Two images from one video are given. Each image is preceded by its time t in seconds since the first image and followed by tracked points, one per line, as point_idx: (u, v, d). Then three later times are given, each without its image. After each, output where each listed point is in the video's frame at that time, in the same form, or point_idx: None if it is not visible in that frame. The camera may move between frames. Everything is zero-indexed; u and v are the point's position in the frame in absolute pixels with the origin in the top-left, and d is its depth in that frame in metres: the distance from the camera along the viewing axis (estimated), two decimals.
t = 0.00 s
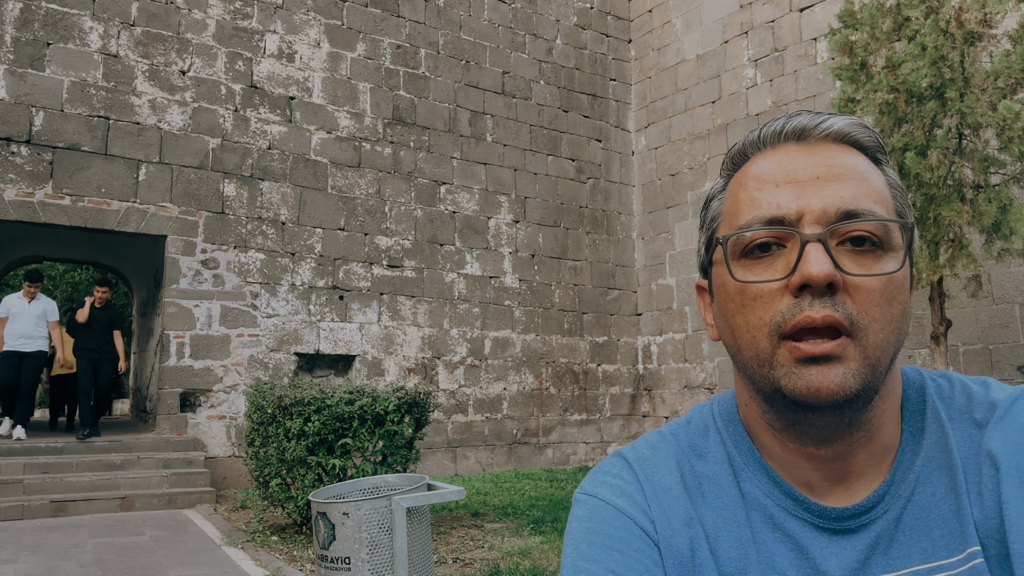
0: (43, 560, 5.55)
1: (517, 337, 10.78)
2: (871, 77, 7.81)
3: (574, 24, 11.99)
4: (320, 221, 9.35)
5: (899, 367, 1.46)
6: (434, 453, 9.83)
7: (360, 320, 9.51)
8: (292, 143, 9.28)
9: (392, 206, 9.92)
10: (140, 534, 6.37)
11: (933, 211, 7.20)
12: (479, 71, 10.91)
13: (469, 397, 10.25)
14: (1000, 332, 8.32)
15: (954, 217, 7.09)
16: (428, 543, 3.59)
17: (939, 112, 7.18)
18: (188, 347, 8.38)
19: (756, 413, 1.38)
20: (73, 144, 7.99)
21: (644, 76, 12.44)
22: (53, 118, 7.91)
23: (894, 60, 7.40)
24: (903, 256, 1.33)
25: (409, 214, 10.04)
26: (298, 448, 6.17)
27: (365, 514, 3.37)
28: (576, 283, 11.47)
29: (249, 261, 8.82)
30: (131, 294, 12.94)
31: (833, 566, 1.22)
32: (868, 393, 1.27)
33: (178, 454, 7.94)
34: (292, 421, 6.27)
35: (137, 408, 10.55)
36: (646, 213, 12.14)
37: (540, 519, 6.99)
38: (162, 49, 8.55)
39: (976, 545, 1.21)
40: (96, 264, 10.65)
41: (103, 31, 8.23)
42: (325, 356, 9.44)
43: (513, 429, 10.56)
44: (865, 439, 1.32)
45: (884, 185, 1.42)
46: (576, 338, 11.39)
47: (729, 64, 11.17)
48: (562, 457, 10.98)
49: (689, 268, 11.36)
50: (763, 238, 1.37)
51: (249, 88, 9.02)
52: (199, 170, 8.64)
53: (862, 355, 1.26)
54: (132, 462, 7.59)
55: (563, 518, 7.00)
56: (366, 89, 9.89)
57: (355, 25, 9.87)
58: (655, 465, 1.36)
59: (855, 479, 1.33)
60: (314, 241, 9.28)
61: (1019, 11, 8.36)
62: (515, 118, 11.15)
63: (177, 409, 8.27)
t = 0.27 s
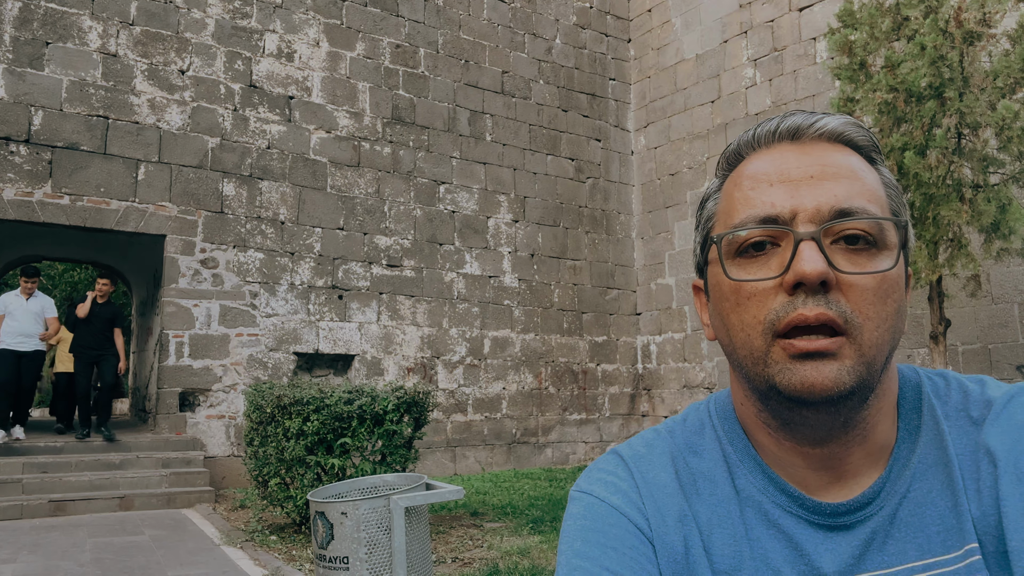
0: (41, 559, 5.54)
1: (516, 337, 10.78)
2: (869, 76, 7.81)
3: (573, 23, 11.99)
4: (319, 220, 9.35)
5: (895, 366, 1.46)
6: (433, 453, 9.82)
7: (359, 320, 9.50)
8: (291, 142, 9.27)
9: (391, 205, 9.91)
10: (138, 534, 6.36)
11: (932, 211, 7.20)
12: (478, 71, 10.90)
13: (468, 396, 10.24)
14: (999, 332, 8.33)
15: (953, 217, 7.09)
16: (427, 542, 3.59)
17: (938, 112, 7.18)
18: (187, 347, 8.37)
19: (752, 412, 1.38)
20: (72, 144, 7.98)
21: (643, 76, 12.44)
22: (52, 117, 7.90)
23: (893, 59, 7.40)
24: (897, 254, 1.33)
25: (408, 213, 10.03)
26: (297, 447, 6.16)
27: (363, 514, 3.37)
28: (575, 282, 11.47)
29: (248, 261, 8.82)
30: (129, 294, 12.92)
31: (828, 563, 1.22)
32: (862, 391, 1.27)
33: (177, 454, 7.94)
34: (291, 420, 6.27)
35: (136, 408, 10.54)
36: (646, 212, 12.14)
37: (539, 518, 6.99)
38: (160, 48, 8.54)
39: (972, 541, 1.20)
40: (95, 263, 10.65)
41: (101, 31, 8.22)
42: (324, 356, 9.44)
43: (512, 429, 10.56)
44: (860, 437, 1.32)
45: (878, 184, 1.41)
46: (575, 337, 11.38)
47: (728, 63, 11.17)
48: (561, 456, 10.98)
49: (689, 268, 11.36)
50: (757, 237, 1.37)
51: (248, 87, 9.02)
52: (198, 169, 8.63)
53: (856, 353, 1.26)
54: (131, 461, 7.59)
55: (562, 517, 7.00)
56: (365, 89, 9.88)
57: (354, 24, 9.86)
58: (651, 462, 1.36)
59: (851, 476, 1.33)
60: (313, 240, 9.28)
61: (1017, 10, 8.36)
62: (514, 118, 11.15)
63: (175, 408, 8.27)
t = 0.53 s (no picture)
0: (42, 559, 5.54)
1: (516, 336, 10.78)
2: (870, 76, 7.80)
3: (574, 23, 11.98)
4: (319, 220, 9.35)
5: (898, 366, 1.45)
6: (434, 453, 9.82)
7: (359, 319, 9.50)
8: (292, 142, 9.27)
9: (391, 205, 9.90)
10: (139, 533, 6.36)
11: (932, 210, 7.19)
12: (478, 70, 10.90)
13: (468, 396, 10.24)
14: (999, 331, 8.33)
15: (953, 217, 7.08)
16: (427, 542, 3.59)
17: (938, 111, 7.17)
18: (187, 346, 8.36)
19: (754, 412, 1.38)
20: (72, 143, 7.97)
21: (644, 75, 12.43)
22: (52, 117, 7.89)
23: (893, 59, 7.39)
24: (900, 253, 1.33)
25: (408, 213, 10.03)
26: (297, 447, 6.16)
27: (364, 513, 3.37)
28: (576, 282, 11.47)
29: (249, 260, 8.82)
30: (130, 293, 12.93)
31: (831, 563, 1.22)
32: (864, 391, 1.26)
33: (177, 454, 7.94)
34: (291, 420, 6.27)
35: (136, 408, 10.54)
36: (646, 211, 12.13)
37: (539, 518, 6.99)
38: (160, 47, 8.54)
39: (977, 541, 1.20)
40: (96, 263, 10.65)
41: (101, 30, 8.21)
42: (324, 355, 9.43)
43: (512, 428, 10.55)
44: (863, 437, 1.32)
45: (880, 183, 1.41)
46: (575, 337, 11.38)
47: (728, 63, 11.16)
48: (561, 456, 10.98)
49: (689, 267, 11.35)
50: (759, 237, 1.36)
51: (248, 86, 9.01)
52: (198, 169, 8.63)
53: (858, 353, 1.25)
54: (131, 461, 7.59)
55: (562, 517, 7.00)
56: (365, 88, 9.88)
57: (355, 24, 9.86)
58: (653, 463, 1.36)
59: (853, 476, 1.33)
60: (314, 239, 9.28)
61: (1018, 10, 8.36)
62: (514, 117, 11.14)
63: (176, 408, 8.27)
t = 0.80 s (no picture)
0: (42, 558, 5.53)
1: (517, 335, 10.76)
2: (871, 75, 7.78)
3: (575, 21, 11.96)
4: (320, 219, 9.33)
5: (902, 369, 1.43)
6: (434, 452, 9.81)
7: (360, 319, 9.49)
8: (292, 141, 9.25)
9: (392, 204, 9.89)
10: (140, 533, 6.35)
11: (934, 209, 7.17)
12: (479, 69, 10.88)
13: (469, 395, 10.22)
14: (1001, 331, 8.31)
15: (955, 216, 7.06)
16: (428, 542, 3.57)
17: (940, 110, 7.15)
18: (188, 346, 8.35)
19: (757, 418, 1.36)
20: (72, 142, 7.96)
21: (645, 74, 12.41)
22: (52, 116, 7.88)
23: (895, 58, 7.38)
24: (905, 257, 1.31)
25: (409, 212, 10.01)
26: (298, 446, 6.14)
27: (365, 514, 3.35)
28: (577, 281, 11.45)
29: (249, 259, 8.80)
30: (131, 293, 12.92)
31: (835, 570, 1.20)
32: (869, 397, 1.25)
33: (178, 453, 7.93)
34: (292, 419, 6.25)
35: (137, 407, 10.54)
36: (647, 211, 12.11)
37: (540, 518, 6.97)
38: (161, 46, 8.52)
39: (982, 548, 1.18)
40: (96, 262, 10.64)
41: (102, 29, 8.20)
42: (325, 355, 9.42)
43: (513, 427, 10.54)
44: (867, 443, 1.30)
45: (885, 186, 1.39)
46: (576, 336, 11.37)
47: (730, 62, 11.14)
48: (562, 455, 10.97)
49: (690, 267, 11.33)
50: (762, 241, 1.35)
51: (248, 85, 9.00)
52: (199, 168, 8.61)
53: (863, 358, 1.24)
54: (132, 460, 7.59)
55: (563, 516, 6.99)
56: (366, 87, 9.86)
57: (356, 23, 9.84)
58: (655, 468, 1.34)
59: (858, 483, 1.31)
60: (314, 239, 9.26)
61: (1020, 8, 8.33)
62: (515, 116, 11.12)
63: (176, 407, 8.25)
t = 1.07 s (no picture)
0: (43, 557, 5.53)
1: (518, 334, 10.75)
2: (873, 74, 7.76)
3: (576, 20, 11.94)
4: (320, 218, 9.32)
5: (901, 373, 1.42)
6: (435, 451, 9.81)
7: (361, 318, 9.48)
8: (293, 140, 9.24)
9: (393, 203, 9.88)
10: (141, 532, 6.35)
11: (936, 208, 7.15)
12: (480, 68, 10.86)
13: (469, 394, 10.21)
14: (1002, 330, 8.29)
15: (957, 215, 7.05)
16: (428, 543, 3.56)
17: (942, 109, 7.14)
18: (189, 344, 8.34)
19: (754, 423, 1.35)
20: (73, 141, 7.95)
21: (646, 73, 12.40)
22: (53, 115, 7.87)
23: (896, 56, 7.36)
24: (903, 262, 1.30)
25: (410, 211, 10.00)
26: (298, 445, 6.13)
27: (363, 514, 3.34)
28: (577, 280, 11.44)
29: (250, 259, 8.80)
30: (131, 292, 12.91)
31: None
32: (866, 403, 1.24)
33: (179, 452, 7.92)
34: (292, 419, 6.25)
35: (138, 406, 10.53)
36: (648, 210, 12.10)
37: (540, 517, 6.97)
38: (162, 45, 8.51)
39: (981, 555, 1.18)
40: (97, 261, 10.63)
41: (103, 28, 8.19)
42: (325, 354, 9.41)
43: (513, 427, 10.53)
44: (865, 449, 1.29)
45: (882, 189, 1.38)
46: (577, 335, 11.35)
47: (731, 61, 11.12)
48: (563, 454, 10.96)
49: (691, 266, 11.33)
50: (759, 246, 1.34)
51: (249, 84, 8.99)
52: (200, 167, 8.60)
53: (860, 365, 1.23)
54: (133, 459, 7.58)
55: (564, 515, 6.98)
56: (367, 86, 9.85)
57: (356, 21, 9.83)
58: (652, 473, 1.33)
59: (856, 488, 1.30)
60: (315, 238, 9.25)
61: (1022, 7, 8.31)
62: (516, 115, 11.11)
63: (177, 406, 8.23)
